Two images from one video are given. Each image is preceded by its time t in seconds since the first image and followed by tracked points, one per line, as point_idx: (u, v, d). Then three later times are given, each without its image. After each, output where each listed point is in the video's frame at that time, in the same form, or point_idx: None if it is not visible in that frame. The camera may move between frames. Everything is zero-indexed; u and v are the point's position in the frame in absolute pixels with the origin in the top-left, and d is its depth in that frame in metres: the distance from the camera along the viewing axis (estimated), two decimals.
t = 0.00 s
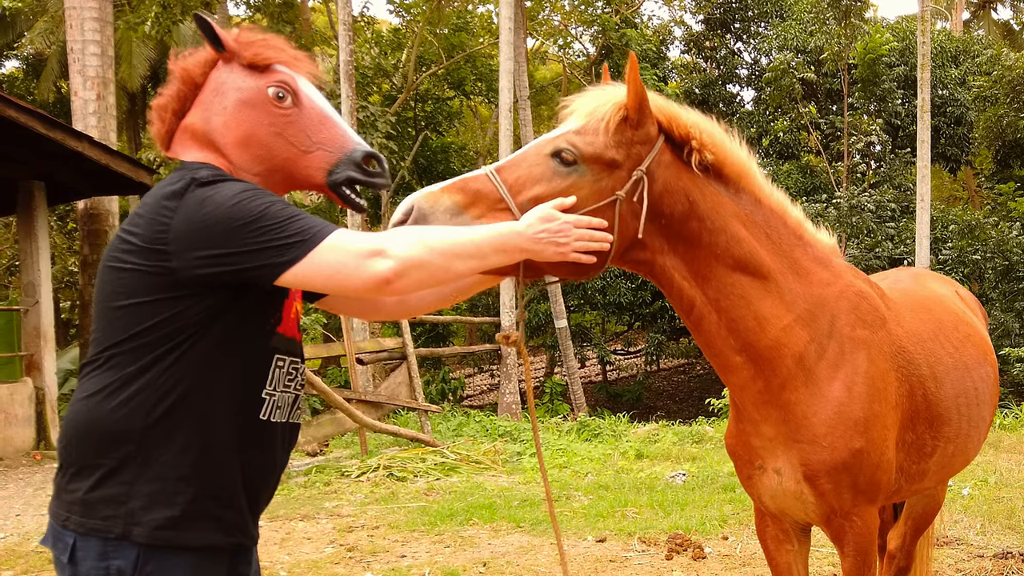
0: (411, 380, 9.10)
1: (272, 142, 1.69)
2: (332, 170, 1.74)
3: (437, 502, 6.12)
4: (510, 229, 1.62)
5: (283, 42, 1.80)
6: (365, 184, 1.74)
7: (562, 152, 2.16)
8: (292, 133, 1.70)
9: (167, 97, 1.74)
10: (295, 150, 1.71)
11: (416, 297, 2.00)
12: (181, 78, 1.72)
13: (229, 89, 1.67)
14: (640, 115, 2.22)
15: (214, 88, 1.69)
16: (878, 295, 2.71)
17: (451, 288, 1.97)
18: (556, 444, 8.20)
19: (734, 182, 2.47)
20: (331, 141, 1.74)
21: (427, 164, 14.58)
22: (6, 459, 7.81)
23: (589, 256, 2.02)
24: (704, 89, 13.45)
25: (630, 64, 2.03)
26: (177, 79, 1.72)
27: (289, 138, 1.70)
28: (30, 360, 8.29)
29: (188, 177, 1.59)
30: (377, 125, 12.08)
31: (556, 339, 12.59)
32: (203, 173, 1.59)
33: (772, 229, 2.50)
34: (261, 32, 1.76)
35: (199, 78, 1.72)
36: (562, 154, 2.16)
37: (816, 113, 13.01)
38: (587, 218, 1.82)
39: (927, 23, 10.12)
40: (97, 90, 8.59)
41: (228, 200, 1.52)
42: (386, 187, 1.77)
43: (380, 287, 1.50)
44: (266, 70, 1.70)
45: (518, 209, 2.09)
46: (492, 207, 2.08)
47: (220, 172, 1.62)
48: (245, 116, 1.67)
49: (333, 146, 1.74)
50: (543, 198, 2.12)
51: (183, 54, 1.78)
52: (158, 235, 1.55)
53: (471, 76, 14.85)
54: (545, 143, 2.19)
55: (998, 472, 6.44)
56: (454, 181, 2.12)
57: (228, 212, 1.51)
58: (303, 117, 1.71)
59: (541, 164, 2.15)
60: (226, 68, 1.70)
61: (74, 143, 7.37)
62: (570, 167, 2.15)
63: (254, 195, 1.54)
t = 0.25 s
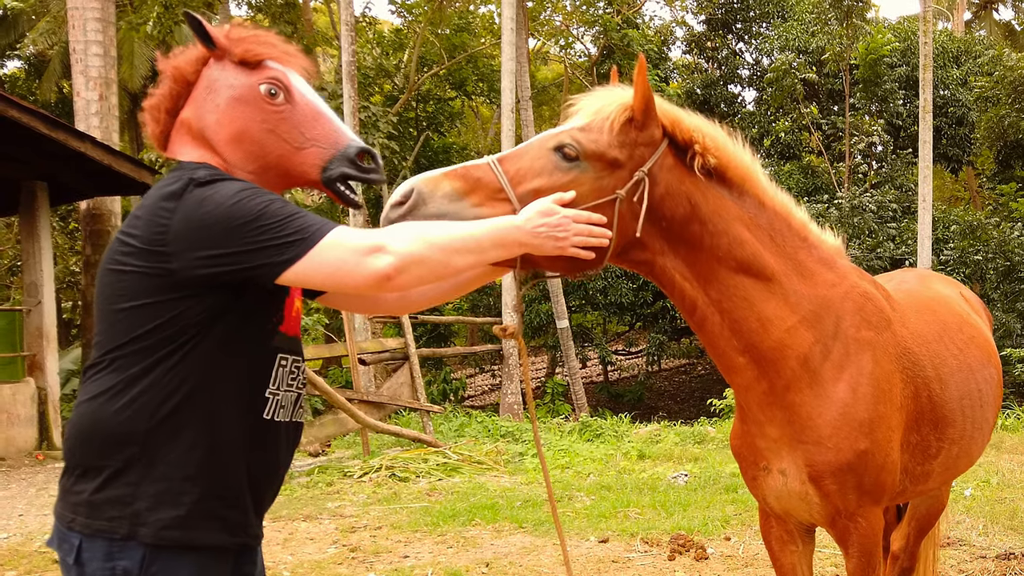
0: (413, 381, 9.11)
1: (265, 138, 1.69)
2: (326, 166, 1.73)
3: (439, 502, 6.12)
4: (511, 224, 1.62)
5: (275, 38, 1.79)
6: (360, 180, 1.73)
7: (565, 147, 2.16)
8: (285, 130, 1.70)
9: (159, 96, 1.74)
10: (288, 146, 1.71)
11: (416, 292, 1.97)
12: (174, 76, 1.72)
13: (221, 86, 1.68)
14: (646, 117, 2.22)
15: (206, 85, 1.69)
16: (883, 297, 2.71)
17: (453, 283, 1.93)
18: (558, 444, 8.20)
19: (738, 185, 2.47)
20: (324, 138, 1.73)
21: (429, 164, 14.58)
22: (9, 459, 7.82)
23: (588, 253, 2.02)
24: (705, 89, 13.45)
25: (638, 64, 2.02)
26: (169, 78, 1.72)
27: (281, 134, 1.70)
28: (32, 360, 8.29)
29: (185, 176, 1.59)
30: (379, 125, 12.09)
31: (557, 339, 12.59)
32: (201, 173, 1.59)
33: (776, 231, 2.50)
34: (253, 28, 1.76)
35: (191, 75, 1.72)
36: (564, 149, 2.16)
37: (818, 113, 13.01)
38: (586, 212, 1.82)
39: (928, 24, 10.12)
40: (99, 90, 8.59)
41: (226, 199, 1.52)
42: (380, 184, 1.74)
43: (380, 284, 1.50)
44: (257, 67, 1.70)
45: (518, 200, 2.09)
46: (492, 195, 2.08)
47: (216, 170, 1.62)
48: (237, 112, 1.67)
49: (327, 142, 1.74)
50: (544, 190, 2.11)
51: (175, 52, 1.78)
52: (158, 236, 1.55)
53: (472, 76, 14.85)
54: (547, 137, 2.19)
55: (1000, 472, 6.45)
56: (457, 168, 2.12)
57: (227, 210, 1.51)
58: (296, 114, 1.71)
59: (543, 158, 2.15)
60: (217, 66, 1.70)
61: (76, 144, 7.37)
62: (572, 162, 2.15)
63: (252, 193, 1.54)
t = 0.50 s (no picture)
0: (415, 381, 9.12)
1: (265, 141, 1.69)
2: (321, 176, 1.72)
3: (442, 502, 6.12)
4: (512, 220, 1.62)
5: (286, 44, 1.80)
6: (353, 193, 1.73)
7: (568, 145, 2.16)
8: (285, 134, 1.70)
9: (163, 88, 1.74)
10: (286, 152, 1.71)
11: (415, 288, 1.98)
12: (179, 69, 1.72)
13: (226, 85, 1.68)
14: (650, 117, 2.22)
15: (211, 83, 1.69)
16: (887, 298, 2.71)
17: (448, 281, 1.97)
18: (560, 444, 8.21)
19: (742, 185, 2.47)
20: (323, 148, 1.73)
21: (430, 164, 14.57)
22: (12, 459, 7.82)
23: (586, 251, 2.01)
24: (706, 90, 13.44)
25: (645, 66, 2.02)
26: (175, 70, 1.72)
27: (281, 139, 1.70)
28: (35, 361, 8.29)
29: (183, 175, 1.59)
30: (380, 125, 12.10)
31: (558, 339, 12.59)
32: (199, 172, 1.59)
33: (780, 232, 2.50)
34: (267, 31, 1.77)
35: (197, 69, 1.72)
36: (567, 147, 2.16)
37: (819, 113, 13.01)
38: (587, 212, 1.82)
39: (930, 25, 10.11)
40: (102, 90, 8.59)
41: (225, 197, 1.52)
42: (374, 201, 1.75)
43: (380, 279, 1.50)
44: (265, 70, 1.71)
45: (519, 196, 2.08)
46: (493, 190, 2.08)
47: (215, 169, 1.62)
48: (240, 113, 1.67)
49: (325, 152, 1.73)
50: (546, 187, 2.11)
51: (185, 45, 1.78)
52: (157, 236, 1.55)
53: (474, 77, 14.85)
54: (551, 135, 2.19)
55: (1002, 472, 6.46)
56: (461, 162, 2.12)
57: (227, 209, 1.51)
58: (298, 120, 1.71)
59: (546, 155, 2.15)
60: (224, 64, 1.70)
61: (79, 144, 7.38)
62: (575, 161, 2.15)
63: (251, 192, 1.54)
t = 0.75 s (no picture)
0: (417, 381, 9.12)
1: (266, 141, 1.69)
2: (323, 174, 1.72)
3: (444, 502, 6.12)
4: (514, 222, 1.62)
5: (289, 44, 1.80)
6: (354, 192, 1.73)
7: (570, 148, 2.16)
8: (286, 133, 1.70)
9: (166, 87, 1.74)
10: (288, 151, 1.71)
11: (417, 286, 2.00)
12: (181, 67, 1.72)
13: (228, 84, 1.68)
14: (651, 119, 2.22)
15: (213, 82, 1.69)
16: (890, 297, 2.70)
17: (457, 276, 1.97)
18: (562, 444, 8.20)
19: (745, 185, 2.47)
20: (324, 147, 1.73)
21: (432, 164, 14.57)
22: (14, 459, 7.82)
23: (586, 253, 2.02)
24: (708, 90, 13.43)
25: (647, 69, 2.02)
26: (178, 68, 1.72)
27: (282, 139, 1.70)
28: (37, 360, 8.29)
29: (184, 173, 1.59)
30: (382, 125, 12.10)
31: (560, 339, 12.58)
32: (200, 170, 1.59)
33: (783, 233, 2.50)
34: (269, 32, 1.77)
35: (199, 67, 1.71)
36: (569, 149, 2.16)
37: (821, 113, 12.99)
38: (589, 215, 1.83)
39: (932, 25, 10.09)
40: (104, 90, 8.60)
41: (226, 195, 1.52)
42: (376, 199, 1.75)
43: (380, 276, 1.50)
44: (267, 69, 1.71)
45: (521, 199, 2.09)
46: (494, 192, 2.08)
47: (216, 168, 1.62)
48: (241, 114, 1.67)
49: (326, 151, 1.74)
50: (547, 190, 2.12)
51: (188, 43, 1.78)
52: (158, 234, 1.55)
53: (475, 76, 14.85)
54: (554, 137, 2.19)
55: (1005, 472, 6.46)
56: (463, 163, 2.12)
57: (228, 206, 1.51)
58: (299, 120, 1.71)
59: (547, 158, 2.15)
60: (227, 64, 1.70)
61: (81, 144, 7.38)
62: (575, 163, 2.15)
63: (252, 189, 1.54)
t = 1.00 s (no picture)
0: (419, 380, 9.12)
1: (263, 129, 1.69)
2: (327, 150, 1.73)
3: (447, 502, 6.12)
4: (518, 224, 1.63)
5: (258, 31, 1.79)
6: (361, 158, 1.73)
7: (571, 150, 2.16)
8: (280, 116, 1.70)
9: (154, 103, 1.75)
10: (287, 135, 1.71)
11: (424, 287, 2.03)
12: (166, 82, 1.73)
13: (214, 83, 1.68)
14: (654, 120, 2.22)
15: (198, 86, 1.69)
16: (894, 297, 2.70)
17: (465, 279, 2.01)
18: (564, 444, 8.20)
19: (747, 186, 2.47)
20: (320, 121, 1.73)
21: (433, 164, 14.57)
22: (16, 459, 7.81)
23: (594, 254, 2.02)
24: (709, 89, 13.42)
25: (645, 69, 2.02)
26: (162, 83, 1.73)
27: (279, 123, 1.70)
28: (39, 360, 8.29)
29: (192, 173, 1.59)
30: (383, 124, 12.11)
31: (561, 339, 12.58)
32: (208, 170, 1.59)
33: (787, 233, 2.50)
34: (237, 24, 1.76)
35: (183, 77, 1.72)
36: (571, 152, 2.16)
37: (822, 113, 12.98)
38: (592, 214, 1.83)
39: (934, 25, 10.09)
40: (106, 90, 8.60)
41: (234, 194, 1.52)
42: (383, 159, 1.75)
43: (388, 278, 1.50)
44: (246, 60, 1.70)
45: (524, 201, 2.09)
46: (498, 195, 2.08)
47: (222, 167, 1.63)
48: (235, 108, 1.68)
49: (323, 126, 1.74)
50: (551, 192, 2.12)
51: (164, 58, 1.78)
52: (167, 235, 1.55)
53: (477, 76, 14.86)
54: (552, 140, 2.19)
55: (1006, 472, 6.48)
56: (461, 170, 2.13)
57: (236, 206, 1.51)
58: (290, 100, 1.71)
59: (550, 160, 2.15)
60: (207, 65, 1.70)
61: (84, 144, 7.38)
62: (578, 165, 2.16)
63: (259, 188, 1.54)
